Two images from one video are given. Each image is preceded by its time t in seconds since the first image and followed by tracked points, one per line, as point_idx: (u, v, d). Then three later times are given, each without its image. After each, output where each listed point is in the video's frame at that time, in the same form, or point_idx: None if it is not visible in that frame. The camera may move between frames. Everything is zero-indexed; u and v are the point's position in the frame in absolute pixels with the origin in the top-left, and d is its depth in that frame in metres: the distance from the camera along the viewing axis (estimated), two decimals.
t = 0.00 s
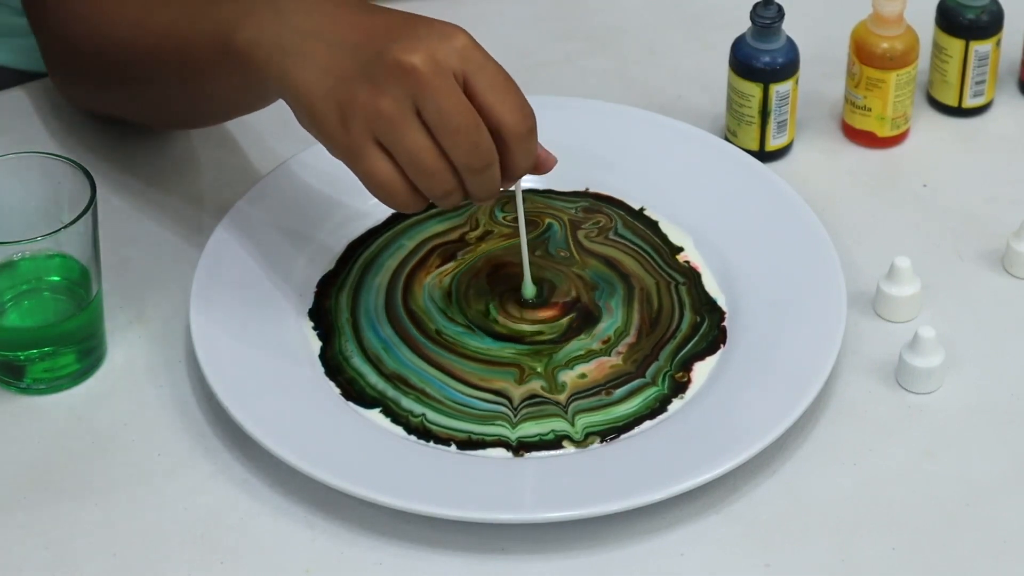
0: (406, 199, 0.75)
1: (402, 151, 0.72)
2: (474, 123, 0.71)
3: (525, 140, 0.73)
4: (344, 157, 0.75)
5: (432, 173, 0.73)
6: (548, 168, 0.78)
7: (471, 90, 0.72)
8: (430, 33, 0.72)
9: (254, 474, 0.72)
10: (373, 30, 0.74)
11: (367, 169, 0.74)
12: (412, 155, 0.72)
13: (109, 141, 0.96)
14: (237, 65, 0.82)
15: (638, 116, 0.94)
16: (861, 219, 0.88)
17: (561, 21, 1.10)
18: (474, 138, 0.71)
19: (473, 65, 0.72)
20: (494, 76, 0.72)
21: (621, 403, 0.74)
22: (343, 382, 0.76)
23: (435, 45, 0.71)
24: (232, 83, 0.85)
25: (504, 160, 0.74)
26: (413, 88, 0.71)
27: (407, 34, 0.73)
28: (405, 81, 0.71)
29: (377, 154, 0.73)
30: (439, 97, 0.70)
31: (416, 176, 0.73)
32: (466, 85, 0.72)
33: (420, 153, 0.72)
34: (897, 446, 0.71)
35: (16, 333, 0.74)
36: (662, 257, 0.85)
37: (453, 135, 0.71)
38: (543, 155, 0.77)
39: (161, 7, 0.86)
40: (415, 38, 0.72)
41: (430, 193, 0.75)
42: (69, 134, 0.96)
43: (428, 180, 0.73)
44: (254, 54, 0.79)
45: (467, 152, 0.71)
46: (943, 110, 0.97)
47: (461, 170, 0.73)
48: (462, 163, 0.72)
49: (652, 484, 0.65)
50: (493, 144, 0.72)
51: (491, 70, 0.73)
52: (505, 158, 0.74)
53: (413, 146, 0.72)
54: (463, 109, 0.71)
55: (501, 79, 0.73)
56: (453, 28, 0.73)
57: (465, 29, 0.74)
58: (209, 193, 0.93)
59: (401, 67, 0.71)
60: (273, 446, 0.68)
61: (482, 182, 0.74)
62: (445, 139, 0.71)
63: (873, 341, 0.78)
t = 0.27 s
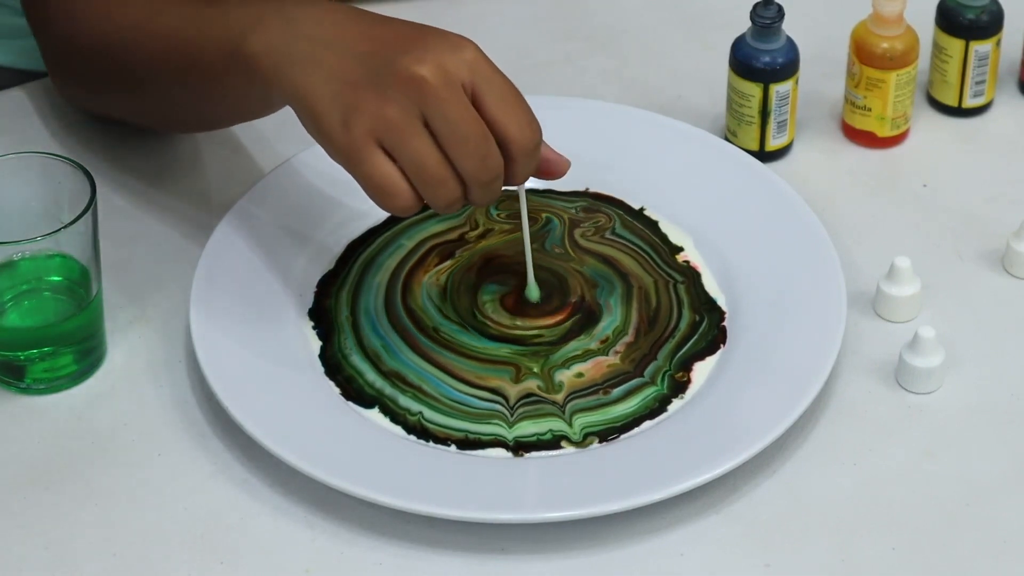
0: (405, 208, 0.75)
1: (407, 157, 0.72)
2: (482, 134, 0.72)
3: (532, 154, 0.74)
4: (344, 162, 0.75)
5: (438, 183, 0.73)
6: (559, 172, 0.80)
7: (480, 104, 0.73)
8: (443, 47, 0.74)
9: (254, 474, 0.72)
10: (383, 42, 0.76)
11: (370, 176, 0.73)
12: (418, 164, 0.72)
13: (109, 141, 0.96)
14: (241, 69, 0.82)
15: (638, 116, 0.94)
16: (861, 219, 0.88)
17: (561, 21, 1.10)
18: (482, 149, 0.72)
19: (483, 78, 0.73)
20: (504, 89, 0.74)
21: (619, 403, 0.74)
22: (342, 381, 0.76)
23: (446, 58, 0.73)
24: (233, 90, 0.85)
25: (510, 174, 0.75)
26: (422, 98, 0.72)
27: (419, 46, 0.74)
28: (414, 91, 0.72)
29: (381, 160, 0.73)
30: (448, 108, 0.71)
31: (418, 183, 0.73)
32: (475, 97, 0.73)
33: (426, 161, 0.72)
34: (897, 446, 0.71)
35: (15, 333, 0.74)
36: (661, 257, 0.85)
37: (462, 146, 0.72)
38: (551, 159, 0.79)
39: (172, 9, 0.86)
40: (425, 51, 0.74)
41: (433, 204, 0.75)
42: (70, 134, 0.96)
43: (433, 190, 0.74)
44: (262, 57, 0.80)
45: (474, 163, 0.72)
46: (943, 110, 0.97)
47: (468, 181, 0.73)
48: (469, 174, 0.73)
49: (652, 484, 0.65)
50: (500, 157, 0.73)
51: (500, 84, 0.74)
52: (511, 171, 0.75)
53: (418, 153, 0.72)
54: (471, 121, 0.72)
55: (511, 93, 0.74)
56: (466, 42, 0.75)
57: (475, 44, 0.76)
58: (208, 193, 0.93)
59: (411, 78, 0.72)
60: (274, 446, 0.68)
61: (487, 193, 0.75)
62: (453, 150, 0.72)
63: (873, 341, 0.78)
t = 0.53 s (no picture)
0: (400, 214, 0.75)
1: (406, 167, 0.73)
2: (482, 147, 0.73)
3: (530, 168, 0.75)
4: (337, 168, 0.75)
5: (436, 193, 0.74)
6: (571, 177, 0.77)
7: (480, 116, 0.74)
8: (444, 59, 0.74)
9: (254, 474, 0.72)
10: (384, 51, 0.76)
11: (366, 182, 0.73)
12: (417, 173, 0.73)
13: (109, 141, 0.96)
14: (236, 78, 0.82)
15: (638, 116, 0.94)
16: (861, 219, 0.88)
17: (561, 21, 1.11)
18: (482, 162, 0.73)
19: (484, 91, 0.74)
20: (504, 103, 0.74)
21: (618, 403, 0.74)
22: (342, 381, 0.76)
23: (449, 70, 0.74)
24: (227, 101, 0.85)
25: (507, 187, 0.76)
26: (423, 108, 0.72)
27: (420, 57, 0.75)
28: (415, 101, 0.73)
29: (378, 167, 0.73)
30: (450, 120, 0.72)
31: (415, 192, 0.74)
32: (476, 110, 0.74)
33: (425, 170, 0.73)
34: (897, 446, 0.71)
35: (15, 333, 0.74)
36: (660, 257, 0.85)
37: (462, 158, 0.73)
38: (564, 163, 0.76)
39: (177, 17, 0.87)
40: (427, 61, 0.74)
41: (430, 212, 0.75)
42: (70, 135, 0.96)
43: (430, 199, 0.74)
44: (261, 63, 0.80)
45: (473, 176, 0.73)
46: (943, 110, 0.97)
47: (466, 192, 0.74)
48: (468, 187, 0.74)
49: (652, 484, 0.65)
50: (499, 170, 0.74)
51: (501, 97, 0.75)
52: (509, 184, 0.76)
53: (419, 163, 0.73)
54: (472, 133, 0.73)
55: (511, 107, 0.75)
56: (467, 53, 0.75)
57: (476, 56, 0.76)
58: (208, 193, 0.93)
59: (412, 88, 0.73)
60: (274, 446, 0.68)
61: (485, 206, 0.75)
62: (453, 162, 0.73)
63: (873, 341, 0.78)
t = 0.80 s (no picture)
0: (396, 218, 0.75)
1: (402, 169, 0.73)
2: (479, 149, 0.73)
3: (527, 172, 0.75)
4: (332, 170, 0.75)
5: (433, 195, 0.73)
6: (583, 173, 0.78)
7: (478, 120, 0.74)
8: (442, 63, 0.75)
9: (254, 474, 0.72)
10: (382, 57, 0.76)
11: (360, 184, 0.73)
12: (412, 174, 0.73)
13: (109, 142, 0.96)
14: (233, 82, 0.82)
15: (638, 116, 0.94)
16: (861, 219, 0.88)
17: (561, 21, 1.11)
18: (479, 164, 0.73)
19: (483, 95, 0.74)
20: (502, 107, 0.75)
21: (617, 404, 0.74)
22: (343, 381, 0.76)
23: (446, 73, 0.74)
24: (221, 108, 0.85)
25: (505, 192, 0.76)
26: (419, 110, 0.73)
27: (418, 62, 0.75)
28: (410, 104, 0.73)
29: (373, 169, 0.73)
30: (447, 122, 0.73)
31: (411, 195, 0.73)
32: (474, 114, 0.74)
33: (421, 172, 0.73)
34: (897, 446, 0.71)
35: (15, 333, 0.74)
36: (660, 257, 0.85)
37: (459, 160, 0.73)
38: (574, 163, 0.77)
39: (179, 20, 0.87)
40: (425, 65, 0.74)
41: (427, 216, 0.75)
42: (69, 135, 0.96)
43: (427, 203, 0.74)
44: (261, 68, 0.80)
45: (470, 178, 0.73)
46: (943, 110, 0.97)
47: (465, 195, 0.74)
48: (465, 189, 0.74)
49: (652, 484, 0.65)
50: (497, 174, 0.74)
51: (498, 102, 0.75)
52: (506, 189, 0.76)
53: (415, 166, 0.73)
54: (468, 135, 0.73)
55: (509, 112, 0.75)
56: (465, 59, 0.75)
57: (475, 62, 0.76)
58: (208, 193, 0.93)
59: (408, 90, 0.73)
60: (274, 446, 0.68)
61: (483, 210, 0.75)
62: (450, 164, 0.73)
63: (873, 341, 0.78)
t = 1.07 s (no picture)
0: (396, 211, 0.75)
1: (403, 166, 0.73)
2: (479, 146, 0.73)
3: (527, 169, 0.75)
4: (331, 165, 0.75)
5: (432, 191, 0.73)
6: (582, 175, 0.78)
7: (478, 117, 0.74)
8: (442, 60, 0.75)
9: (254, 474, 0.72)
10: (383, 53, 0.76)
11: (359, 179, 0.73)
12: (412, 170, 0.73)
13: (109, 141, 0.96)
14: (238, 83, 0.82)
15: (638, 116, 0.94)
16: (861, 219, 0.88)
17: (561, 21, 1.11)
18: (479, 161, 0.73)
19: (483, 92, 0.74)
20: (502, 105, 0.75)
21: (618, 405, 0.74)
22: (343, 381, 0.76)
23: (446, 70, 0.74)
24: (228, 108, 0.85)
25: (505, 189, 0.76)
26: (419, 106, 0.73)
27: (418, 58, 0.75)
28: (410, 99, 0.73)
29: (372, 163, 0.73)
30: (446, 118, 0.73)
31: (412, 191, 0.74)
32: (473, 110, 0.74)
33: (420, 167, 0.73)
34: (897, 446, 0.71)
35: (15, 333, 0.74)
36: (661, 258, 0.85)
37: (458, 156, 0.73)
38: (573, 164, 0.77)
39: (179, 21, 0.87)
40: (425, 62, 0.74)
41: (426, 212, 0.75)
42: (69, 135, 0.96)
43: (426, 198, 0.74)
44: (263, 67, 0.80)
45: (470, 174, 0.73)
46: (943, 110, 0.97)
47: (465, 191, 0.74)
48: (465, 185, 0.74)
49: (652, 484, 0.65)
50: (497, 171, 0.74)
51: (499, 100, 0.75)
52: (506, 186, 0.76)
53: (415, 162, 0.73)
54: (468, 131, 0.73)
55: (509, 110, 0.75)
56: (465, 56, 0.75)
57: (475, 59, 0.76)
58: (207, 193, 0.93)
59: (409, 86, 0.73)
60: (274, 447, 0.68)
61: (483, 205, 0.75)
62: (449, 160, 0.73)
63: (873, 341, 0.78)
